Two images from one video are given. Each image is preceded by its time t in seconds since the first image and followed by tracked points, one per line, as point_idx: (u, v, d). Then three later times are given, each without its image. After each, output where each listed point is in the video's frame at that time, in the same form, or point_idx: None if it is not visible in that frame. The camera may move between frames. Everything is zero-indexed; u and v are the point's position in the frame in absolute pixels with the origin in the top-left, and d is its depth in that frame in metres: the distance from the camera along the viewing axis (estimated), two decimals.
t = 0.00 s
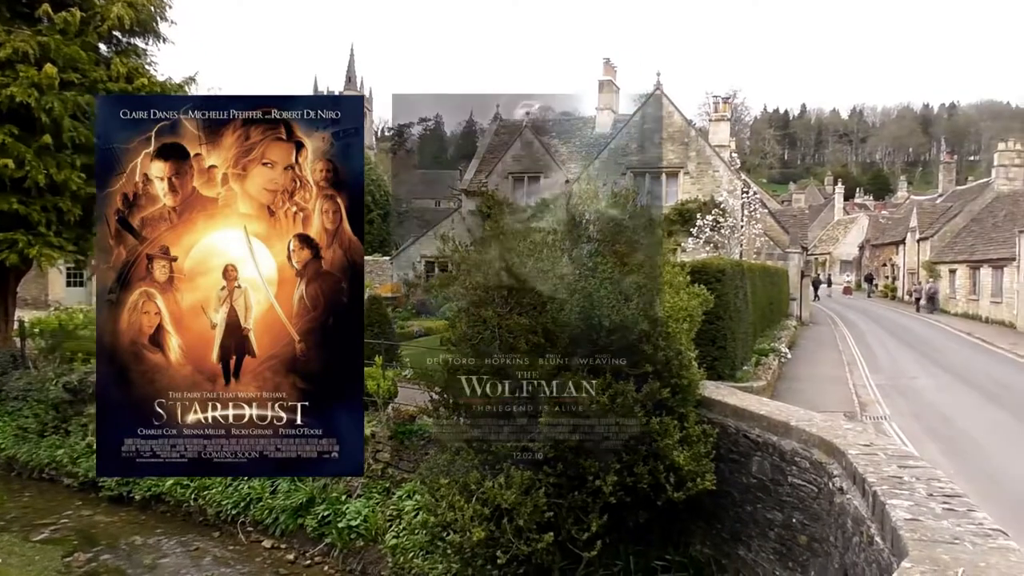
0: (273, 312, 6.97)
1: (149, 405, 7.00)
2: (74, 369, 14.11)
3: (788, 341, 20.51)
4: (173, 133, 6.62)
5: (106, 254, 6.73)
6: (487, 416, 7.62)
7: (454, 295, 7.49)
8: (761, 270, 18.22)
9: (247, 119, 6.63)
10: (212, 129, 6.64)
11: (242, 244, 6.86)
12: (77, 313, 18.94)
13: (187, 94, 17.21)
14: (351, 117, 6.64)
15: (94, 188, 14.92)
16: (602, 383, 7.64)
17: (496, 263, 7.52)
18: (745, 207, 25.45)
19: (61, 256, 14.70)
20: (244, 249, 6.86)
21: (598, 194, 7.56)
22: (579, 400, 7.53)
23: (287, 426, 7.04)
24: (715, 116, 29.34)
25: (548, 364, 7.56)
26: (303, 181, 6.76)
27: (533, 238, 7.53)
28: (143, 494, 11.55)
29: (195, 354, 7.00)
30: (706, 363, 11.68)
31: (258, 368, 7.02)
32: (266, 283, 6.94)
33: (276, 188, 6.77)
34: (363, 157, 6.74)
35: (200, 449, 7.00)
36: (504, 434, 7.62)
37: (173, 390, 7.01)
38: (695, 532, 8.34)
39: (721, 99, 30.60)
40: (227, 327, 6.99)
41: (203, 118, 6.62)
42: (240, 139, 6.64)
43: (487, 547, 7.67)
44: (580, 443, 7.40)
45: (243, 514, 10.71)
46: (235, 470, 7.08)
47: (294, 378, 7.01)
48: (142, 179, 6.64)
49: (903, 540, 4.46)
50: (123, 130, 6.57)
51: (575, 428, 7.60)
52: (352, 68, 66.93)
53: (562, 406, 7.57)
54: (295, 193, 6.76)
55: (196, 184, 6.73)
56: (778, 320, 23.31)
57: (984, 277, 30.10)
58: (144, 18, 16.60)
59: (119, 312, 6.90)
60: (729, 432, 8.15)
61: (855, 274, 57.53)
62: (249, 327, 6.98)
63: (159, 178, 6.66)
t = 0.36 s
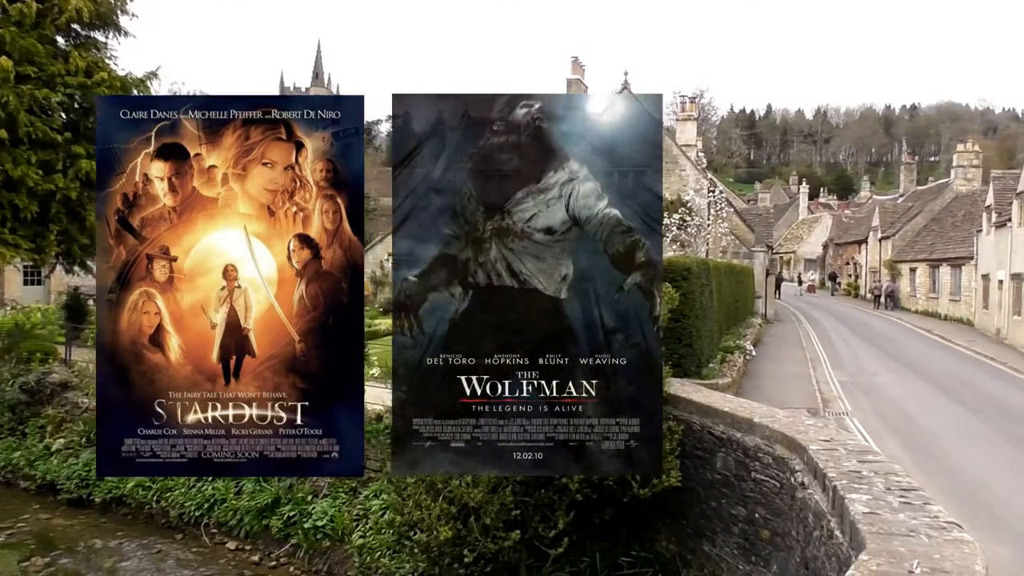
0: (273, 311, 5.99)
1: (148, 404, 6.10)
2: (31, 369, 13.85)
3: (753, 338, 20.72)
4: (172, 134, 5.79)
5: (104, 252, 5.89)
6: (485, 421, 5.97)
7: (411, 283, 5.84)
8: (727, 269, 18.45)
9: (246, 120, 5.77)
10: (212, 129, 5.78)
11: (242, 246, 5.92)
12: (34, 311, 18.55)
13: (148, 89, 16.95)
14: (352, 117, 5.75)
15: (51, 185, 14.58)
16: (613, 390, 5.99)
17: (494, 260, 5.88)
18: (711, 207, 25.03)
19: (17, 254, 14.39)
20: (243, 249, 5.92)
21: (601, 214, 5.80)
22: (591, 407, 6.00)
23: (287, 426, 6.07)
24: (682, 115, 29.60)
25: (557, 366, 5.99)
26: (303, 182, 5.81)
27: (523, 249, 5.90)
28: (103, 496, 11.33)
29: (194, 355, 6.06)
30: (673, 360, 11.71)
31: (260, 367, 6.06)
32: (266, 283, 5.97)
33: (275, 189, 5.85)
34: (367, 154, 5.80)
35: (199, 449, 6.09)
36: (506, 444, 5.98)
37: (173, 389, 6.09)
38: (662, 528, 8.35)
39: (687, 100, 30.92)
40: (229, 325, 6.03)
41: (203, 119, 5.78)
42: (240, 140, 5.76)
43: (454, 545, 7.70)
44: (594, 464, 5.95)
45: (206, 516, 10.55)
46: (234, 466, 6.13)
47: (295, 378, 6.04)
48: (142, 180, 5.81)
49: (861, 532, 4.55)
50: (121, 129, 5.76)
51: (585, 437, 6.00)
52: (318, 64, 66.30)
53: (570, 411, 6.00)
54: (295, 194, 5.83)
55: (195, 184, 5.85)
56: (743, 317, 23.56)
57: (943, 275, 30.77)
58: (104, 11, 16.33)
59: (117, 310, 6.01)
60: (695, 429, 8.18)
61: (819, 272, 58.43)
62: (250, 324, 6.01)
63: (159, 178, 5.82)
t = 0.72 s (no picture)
0: (273, 312, 5.51)
1: (147, 405, 5.60)
2: None
3: (721, 334, 20.94)
4: (173, 134, 5.30)
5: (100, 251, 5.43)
6: (485, 422, 5.39)
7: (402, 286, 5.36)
8: (694, 265, 18.43)
9: (247, 119, 5.28)
10: (212, 128, 5.30)
11: (243, 244, 5.44)
12: None
13: (111, 83, 16.66)
14: (355, 115, 5.26)
15: (10, 179, 14.22)
16: (617, 390, 5.39)
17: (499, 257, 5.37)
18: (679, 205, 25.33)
19: None
20: (243, 249, 5.44)
21: (602, 215, 5.29)
22: (594, 407, 5.43)
23: (287, 427, 5.57)
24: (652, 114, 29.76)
25: (558, 366, 5.41)
26: (304, 181, 5.34)
27: (523, 250, 5.38)
28: (64, 497, 11.12)
29: (194, 356, 5.57)
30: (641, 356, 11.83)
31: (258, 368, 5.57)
32: (266, 282, 5.49)
33: (275, 189, 5.38)
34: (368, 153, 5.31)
35: (199, 449, 5.58)
36: (506, 446, 5.39)
37: (173, 389, 5.58)
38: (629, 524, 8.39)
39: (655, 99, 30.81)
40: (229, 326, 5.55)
41: (204, 118, 5.29)
42: (241, 140, 5.29)
43: (421, 543, 7.70)
44: (599, 469, 5.40)
45: (170, 516, 10.41)
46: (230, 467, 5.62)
47: (295, 378, 5.55)
48: (142, 179, 5.32)
49: (823, 526, 4.62)
50: (119, 128, 5.28)
51: (588, 439, 5.40)
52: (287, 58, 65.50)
53: (571, 411, 5.40)
54: (296, 194, 5.36)
55: (195, 184, 5.37)
56: (711, 314, 23.75)
57: (906, 273, 31.33)
58: (65, 3, 16.03)
59: (113, 312, 5.51)
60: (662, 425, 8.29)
61: (785, 270, 59.20)
62: (248, 324, 5.53)
63: (158, 178, 5.33)
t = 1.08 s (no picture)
0: (273, 312, 5.29)
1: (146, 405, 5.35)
2: None
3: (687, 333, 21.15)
4: (173, 134, 5.07)
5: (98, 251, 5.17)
6: (485, 422, 5.17)
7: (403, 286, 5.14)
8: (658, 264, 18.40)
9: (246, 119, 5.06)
10: (212, 128, 5.08)
11: (244, 244, 5.21)
12: None
13: (67, 76, 16.28)
14: (355, 116, 5.08)
15: None
16: (617, 390, 5.17)
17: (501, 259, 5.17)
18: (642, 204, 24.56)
19: None
20: (243, 249, 5.21)
21: (602, 215, 5.08)
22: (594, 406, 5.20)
23: (287, 427, 5.35)
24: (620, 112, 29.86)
25: (558, 366, 5.18)
26: (304, 181, 5.13)
27: (523, 249, 5.17)
28: (18, 501, 10.88)
29: (193, 357, 5.33)
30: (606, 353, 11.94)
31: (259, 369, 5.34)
32: (266, 282, 5.26)
33: (276, 188, 5.16)
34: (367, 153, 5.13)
35: (199, 449, 5.33)
36: (506, 446, 5.17)
37: (173, 390, 5.33)
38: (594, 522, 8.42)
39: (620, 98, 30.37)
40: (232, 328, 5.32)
41: (203, 119, 5.07)
42: (241, 140, 5.07)
43: (386, 542, 7.66)
44: (599, 469, 5.17)
45: (130, 519, 10.26)
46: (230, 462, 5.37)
47: (296, 378, 5.33)
48: (142, 179, 5.08)
49: (782, 521, 4.68)
50: (118, 130, 5.04)
51: (587, 439, 5.17)
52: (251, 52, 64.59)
53: (571, 411, 5.19)
54: (297, 194, 5.14)
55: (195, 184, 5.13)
56: (677, 312, 23.95)
57: (867, 272, 31.88)
58: None
59: (111, 312, 5.26)
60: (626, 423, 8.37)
61: (750, 269, 59.89)
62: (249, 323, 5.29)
63: (158, 178, 5.09)
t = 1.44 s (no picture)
0: (274, 312, 5.04)
1: (147, 404, 5.09)
2: None
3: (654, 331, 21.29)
4: (173, 134, 4.83)
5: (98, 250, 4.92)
6: (485, 422, 5.01)
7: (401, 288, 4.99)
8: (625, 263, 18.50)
9: (247, 120, 4.82)
10: (212, 128, 4.83)
11: (244, 243, 4.95)
12: None
13: (23, 66, 15.86)
14: (356, 116, 4.85)
15: None
16: (618, 391, 5.00)
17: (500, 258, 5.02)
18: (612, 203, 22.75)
19: None
20: (243, 249, 4.96)
21: (602, 215, 4.92)
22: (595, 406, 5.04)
23: (287, 427, 5.09)
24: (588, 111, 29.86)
25: (558, 366, 5.02)
26: (304, 181, 4.89)
27: (523, 250, 5.04)
28: None
29: (194, 355, 5.06)
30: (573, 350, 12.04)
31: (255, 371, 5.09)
32: (266, 282, 5.01)
33: (275, 188, 4.91)
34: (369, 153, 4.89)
35: (199, 449, 5.08)
36: (506, 446, 5.01)
37: (173, 389, 5.07)
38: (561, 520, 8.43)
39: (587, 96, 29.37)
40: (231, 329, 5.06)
41: (204, 119, 4.82)
42: (240, 140, 4.83)
43: (351, 541, 7.61)
44: (599, 469, 5.02)
45: (88, 521, 10.06)
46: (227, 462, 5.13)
47: (296, 378, 5.08)
48: (142, 179, 4.84)
49: (744, 516, 4.72)
50: (116, 130, 4.79)
51: (588, 439, 5.01)
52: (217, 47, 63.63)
53: (571, 411, 5.02)
54: (296, 194, 4.90)
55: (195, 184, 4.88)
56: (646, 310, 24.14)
57: (829, 270, 32.41)
58: None
59: (107, 314, 5.00)
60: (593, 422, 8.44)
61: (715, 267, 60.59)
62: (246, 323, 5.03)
63: (159, 178, 4.84)
